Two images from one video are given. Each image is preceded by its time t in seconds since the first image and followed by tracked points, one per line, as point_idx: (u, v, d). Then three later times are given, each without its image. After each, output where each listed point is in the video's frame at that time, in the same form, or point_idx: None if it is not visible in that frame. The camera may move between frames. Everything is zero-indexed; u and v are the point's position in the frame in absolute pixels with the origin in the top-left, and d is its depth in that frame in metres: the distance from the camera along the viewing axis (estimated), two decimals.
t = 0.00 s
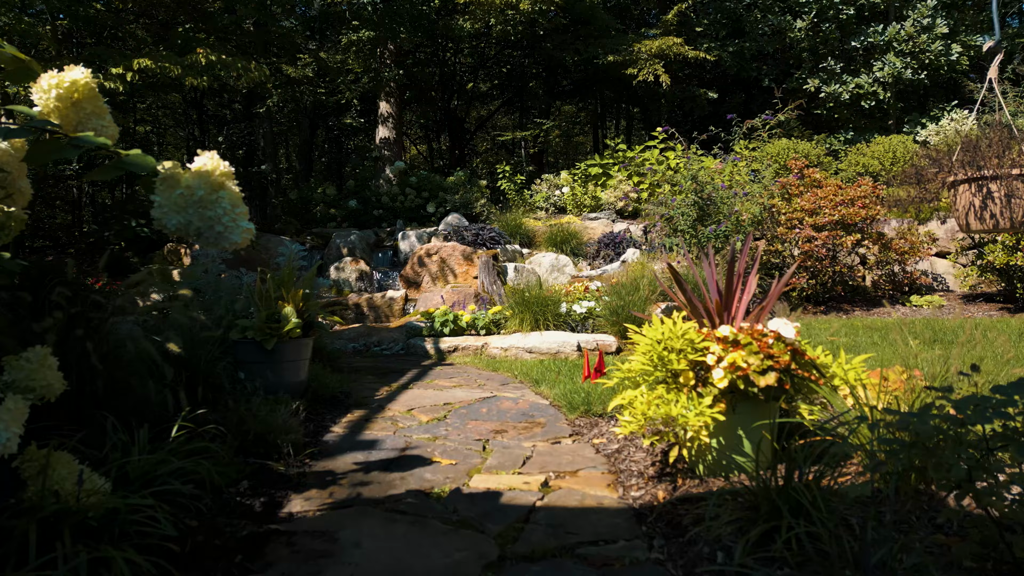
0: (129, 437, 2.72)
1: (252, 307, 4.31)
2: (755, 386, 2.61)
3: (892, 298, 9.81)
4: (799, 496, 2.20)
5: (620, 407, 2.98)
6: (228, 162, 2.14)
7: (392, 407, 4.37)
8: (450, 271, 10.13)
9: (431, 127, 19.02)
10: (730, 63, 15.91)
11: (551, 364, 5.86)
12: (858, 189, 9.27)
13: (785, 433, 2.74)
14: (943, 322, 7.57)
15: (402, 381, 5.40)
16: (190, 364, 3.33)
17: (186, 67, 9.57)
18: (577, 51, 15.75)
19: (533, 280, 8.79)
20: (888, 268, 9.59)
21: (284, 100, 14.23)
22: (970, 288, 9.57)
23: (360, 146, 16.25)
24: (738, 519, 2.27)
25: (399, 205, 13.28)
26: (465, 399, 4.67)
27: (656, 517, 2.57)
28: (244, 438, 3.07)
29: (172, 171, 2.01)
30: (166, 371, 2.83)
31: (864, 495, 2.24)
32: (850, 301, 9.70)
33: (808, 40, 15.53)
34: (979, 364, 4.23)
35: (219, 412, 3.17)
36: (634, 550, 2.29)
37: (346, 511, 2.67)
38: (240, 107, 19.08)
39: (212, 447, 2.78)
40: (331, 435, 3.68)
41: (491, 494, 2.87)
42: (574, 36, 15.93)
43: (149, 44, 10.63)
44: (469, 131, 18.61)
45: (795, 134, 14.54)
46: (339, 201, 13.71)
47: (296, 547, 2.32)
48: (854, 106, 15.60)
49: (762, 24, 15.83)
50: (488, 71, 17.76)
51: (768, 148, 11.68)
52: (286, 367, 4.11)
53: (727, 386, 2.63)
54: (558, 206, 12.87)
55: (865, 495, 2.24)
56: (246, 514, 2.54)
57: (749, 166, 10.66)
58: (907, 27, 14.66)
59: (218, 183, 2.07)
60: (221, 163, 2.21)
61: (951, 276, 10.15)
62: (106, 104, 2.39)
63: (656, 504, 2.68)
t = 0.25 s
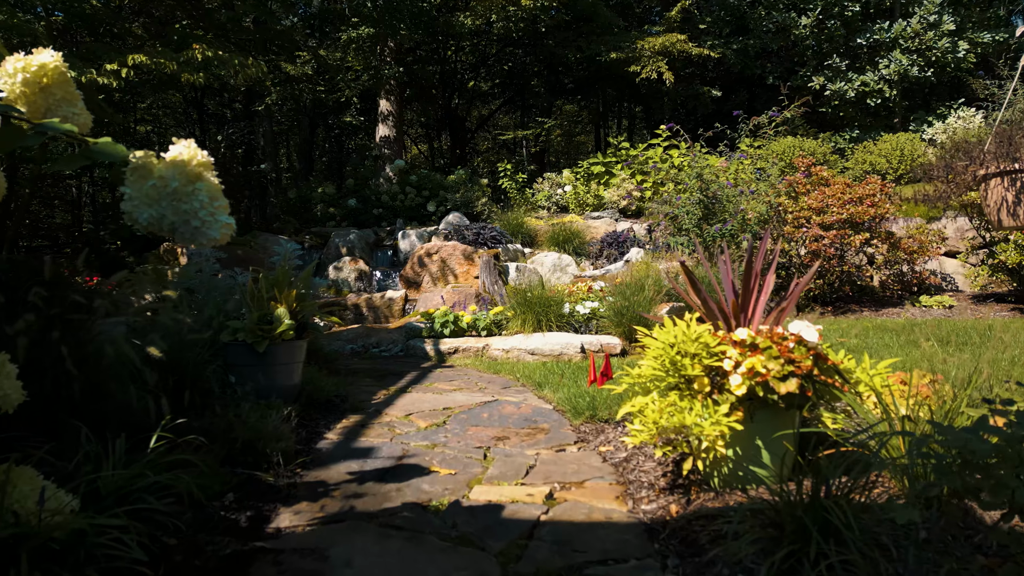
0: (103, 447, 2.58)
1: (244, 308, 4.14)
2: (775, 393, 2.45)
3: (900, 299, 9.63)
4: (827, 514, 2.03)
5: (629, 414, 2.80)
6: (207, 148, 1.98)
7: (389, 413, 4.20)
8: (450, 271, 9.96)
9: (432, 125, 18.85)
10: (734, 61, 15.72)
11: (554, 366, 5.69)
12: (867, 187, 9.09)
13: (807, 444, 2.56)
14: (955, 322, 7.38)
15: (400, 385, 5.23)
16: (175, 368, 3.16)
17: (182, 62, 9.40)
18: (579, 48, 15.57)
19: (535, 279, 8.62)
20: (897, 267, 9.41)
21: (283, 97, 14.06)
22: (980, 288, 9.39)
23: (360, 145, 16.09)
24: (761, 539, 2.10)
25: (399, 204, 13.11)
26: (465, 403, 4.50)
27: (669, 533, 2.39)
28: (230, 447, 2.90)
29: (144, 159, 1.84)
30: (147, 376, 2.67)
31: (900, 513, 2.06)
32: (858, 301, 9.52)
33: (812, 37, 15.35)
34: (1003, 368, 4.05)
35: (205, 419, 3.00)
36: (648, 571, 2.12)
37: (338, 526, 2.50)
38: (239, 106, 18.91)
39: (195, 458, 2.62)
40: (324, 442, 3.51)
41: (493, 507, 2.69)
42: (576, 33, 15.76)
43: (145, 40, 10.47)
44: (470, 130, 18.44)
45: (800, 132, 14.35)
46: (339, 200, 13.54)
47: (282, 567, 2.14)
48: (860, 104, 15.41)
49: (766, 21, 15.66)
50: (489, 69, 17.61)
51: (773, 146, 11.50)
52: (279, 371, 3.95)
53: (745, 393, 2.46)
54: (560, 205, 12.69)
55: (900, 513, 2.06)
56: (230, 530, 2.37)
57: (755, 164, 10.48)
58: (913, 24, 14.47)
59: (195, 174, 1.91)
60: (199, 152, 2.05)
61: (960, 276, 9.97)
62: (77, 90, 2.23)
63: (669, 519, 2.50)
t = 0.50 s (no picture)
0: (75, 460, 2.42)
1: (234, 309, 3.97)
2: (797, 402, 2.28)
3: (909, 299, 9.44)
4: (859, 536, 1.85)
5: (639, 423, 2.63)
6: (179, 138, 2.05)
7: (385, 418, 4.03)
8: (450, 271, 9.81)
9: (433, 124, 18.68)
10: (738, 58, 15.52)
11: (557, 369, 5.51)
12: (875, 185, 8.90)
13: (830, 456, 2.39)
14: (968, 324, 7.19)
15: (398, 388, 5.06)
16: (159, 373, 2.99)
17: (178, 59, 9.22)
18: (581, 46, 15.39)
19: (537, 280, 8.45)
20: (905, 267, 9.23)
21: (282, 95, 13.89)
22: (991, 288, 9.19)
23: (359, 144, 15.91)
24: (785, 562, 1.92)
25: (398, 203, 12.94)
26: (465, 408, 4.32)
27: (683, 553, 2.22)
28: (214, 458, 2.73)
29: (109, 150, 1.88)
30: (125, 383, 2.52)
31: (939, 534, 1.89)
32: (866, 302, 9.34)
33: (817, 34, 15.14)
34: None
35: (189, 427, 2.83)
36: None
37: (327, 545, 2.32)
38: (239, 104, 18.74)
39: (175, 470, 2.46)
40: (316, 450, 3.33)
41: (494, 522, 2.52)
42: (578, 30, 15.57)
43: (141, 36, 10.30)
44: (471, 128, 18.25)
45: (806, 130, 14.15)
46: (338, 199, 13.37)
47: None
48: (866, 102, 15.19)
49: (770, 18, 15.45)
50: (489, 67, 17.48)
51: (779, 144, 11.31)
52: (270, 375, 3.78)
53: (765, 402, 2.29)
54: (562, 204, 12.50)
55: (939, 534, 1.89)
56: (210, 549, 2.21)
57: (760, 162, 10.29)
58: (919, 21, 14.27)
59: (165, 165, 1.97)
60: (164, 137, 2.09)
61: (970, 275, 9.78)
62: (42, 74, 2.08)
63: (683, 537, 2.33)
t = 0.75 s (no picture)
0: (45, 473, 2.26)
1: (225, 310, 3.80)
2: (822, 413, 2.12)
3: (918, 300, 9.25)
4: (898, 563, 1.68)
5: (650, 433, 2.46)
6: (146, 125, 1.96)
7: (382, 424, 3.86)
8: (451, 272, 9.65)
9: (434, 123, 18.51)
10: (742, 56, 15.35)
11: (560, 373, 5.33)
12: (885, 183, 8.72)
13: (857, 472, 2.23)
14: (982, 325, 7.00)
15: (396, 392, 4.89)
16: (139, 378, 2.82)
17: (174, 55, 9.07)
18: (584, 43, 15.22)
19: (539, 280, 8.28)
20: (915, 267, 9.04)
21: (281, 93, 13.74)
22: (1003, 288, 8.99)
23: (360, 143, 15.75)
24: None
25: (399, 202, 12.78)
26: (465, 413, 4.16)
27: None
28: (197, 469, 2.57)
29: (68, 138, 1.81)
30: (99, 390, 2.37)
31: (983, 562, 1.71)
32: (874, 302, 9.15)
33: (823, 31, 14.96)
34: None
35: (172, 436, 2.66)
36: None
37: (316, 566, 2.15)
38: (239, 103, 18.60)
39: (153, 484, 2.30)
40: (308, 460, 3.16)
41: (494, 540, 2.35)
42: (581, 27, 15.40)
43: (137, 33, 10.14)
44: (472, 127, 18.09)
45: (812, 129, 13.95)
46: (338, 198, 13.20)
47: None
48: (872, 100, 14.99)
49: (775, 15, 15.26)
50: (491, 66, 17.38)
51: (786, 142, 11.14)
52: (261, 380, 3.61)
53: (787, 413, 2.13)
54: (565, 203, 12.32)
55: (985, 561, 1.71)
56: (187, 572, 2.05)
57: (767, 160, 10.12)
58: (926, 18, 14.07)
59: (127, 153, 1.87)
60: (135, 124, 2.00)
61: (981, 276, 9.59)
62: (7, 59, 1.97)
63: (698, 557, 2.16)
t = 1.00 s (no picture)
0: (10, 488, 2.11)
1: (216, 312, 3.64)
2: (854, 425, 1.95)
3: (932, 301, 9.05)
4: None
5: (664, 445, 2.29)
6: (109, 105, 1.89)
7: (381, 430, 3.69)
8: (454, 271, 9.49)
9: (437, 121, 18.35)
10: (749, 53, 15.14)
11: (566, 376, 5.16)
12: (898, 180, 8.53)
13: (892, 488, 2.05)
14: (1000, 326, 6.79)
15: (396, 396, 4.72)
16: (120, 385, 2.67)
17: (172, 52, 8.96)
18: (588, 40, 15.03)
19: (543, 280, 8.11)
20: (928, 267, 8.84)
21: (282, 91, 13.61)
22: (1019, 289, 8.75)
23: (362, 141, 15.59)
24: None
25: (401, 201, 12.63)
26: (467, 418, 3.99)
27: None
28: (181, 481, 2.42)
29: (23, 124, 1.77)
30: (73, 399, 2.21)
31: None
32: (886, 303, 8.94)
33: (831, 28, 14.75)
34: None
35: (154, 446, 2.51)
36: None
37: None
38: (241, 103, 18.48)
39: (129, 499, 2.14)
40: (302, 470, 3.00)
41: (498, 560, 2.18)
42: (586, 25, 15.21)
43: (136, 29, 10.01)
44: (476, 126, 17.92)
45: (820, 127, 13.73)
46: (340, 197, 13.05)
47: None
48: (881, 98, 14.76)
49: (783, 11, 15.05)
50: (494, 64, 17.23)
51: (795, 140, 10.94)
52: (255, 384, 3.46)
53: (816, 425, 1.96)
54: (569, 202, 12.14)
55: None
56: None
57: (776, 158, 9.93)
58: (937, 14, 13.83)
59: (85, 141, 1.83)
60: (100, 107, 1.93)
61: (995, 276, 9.39)
62: None
63: None
